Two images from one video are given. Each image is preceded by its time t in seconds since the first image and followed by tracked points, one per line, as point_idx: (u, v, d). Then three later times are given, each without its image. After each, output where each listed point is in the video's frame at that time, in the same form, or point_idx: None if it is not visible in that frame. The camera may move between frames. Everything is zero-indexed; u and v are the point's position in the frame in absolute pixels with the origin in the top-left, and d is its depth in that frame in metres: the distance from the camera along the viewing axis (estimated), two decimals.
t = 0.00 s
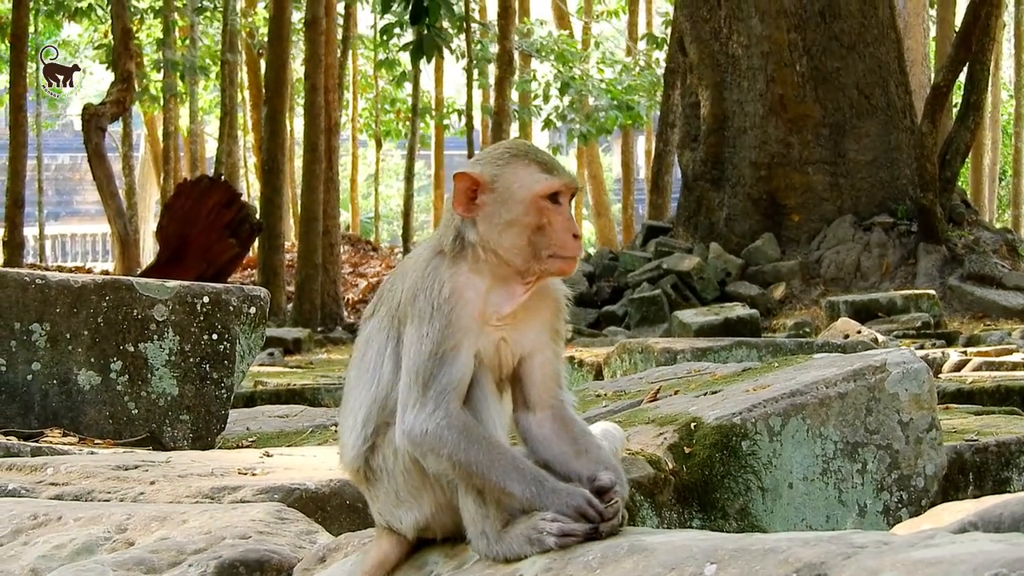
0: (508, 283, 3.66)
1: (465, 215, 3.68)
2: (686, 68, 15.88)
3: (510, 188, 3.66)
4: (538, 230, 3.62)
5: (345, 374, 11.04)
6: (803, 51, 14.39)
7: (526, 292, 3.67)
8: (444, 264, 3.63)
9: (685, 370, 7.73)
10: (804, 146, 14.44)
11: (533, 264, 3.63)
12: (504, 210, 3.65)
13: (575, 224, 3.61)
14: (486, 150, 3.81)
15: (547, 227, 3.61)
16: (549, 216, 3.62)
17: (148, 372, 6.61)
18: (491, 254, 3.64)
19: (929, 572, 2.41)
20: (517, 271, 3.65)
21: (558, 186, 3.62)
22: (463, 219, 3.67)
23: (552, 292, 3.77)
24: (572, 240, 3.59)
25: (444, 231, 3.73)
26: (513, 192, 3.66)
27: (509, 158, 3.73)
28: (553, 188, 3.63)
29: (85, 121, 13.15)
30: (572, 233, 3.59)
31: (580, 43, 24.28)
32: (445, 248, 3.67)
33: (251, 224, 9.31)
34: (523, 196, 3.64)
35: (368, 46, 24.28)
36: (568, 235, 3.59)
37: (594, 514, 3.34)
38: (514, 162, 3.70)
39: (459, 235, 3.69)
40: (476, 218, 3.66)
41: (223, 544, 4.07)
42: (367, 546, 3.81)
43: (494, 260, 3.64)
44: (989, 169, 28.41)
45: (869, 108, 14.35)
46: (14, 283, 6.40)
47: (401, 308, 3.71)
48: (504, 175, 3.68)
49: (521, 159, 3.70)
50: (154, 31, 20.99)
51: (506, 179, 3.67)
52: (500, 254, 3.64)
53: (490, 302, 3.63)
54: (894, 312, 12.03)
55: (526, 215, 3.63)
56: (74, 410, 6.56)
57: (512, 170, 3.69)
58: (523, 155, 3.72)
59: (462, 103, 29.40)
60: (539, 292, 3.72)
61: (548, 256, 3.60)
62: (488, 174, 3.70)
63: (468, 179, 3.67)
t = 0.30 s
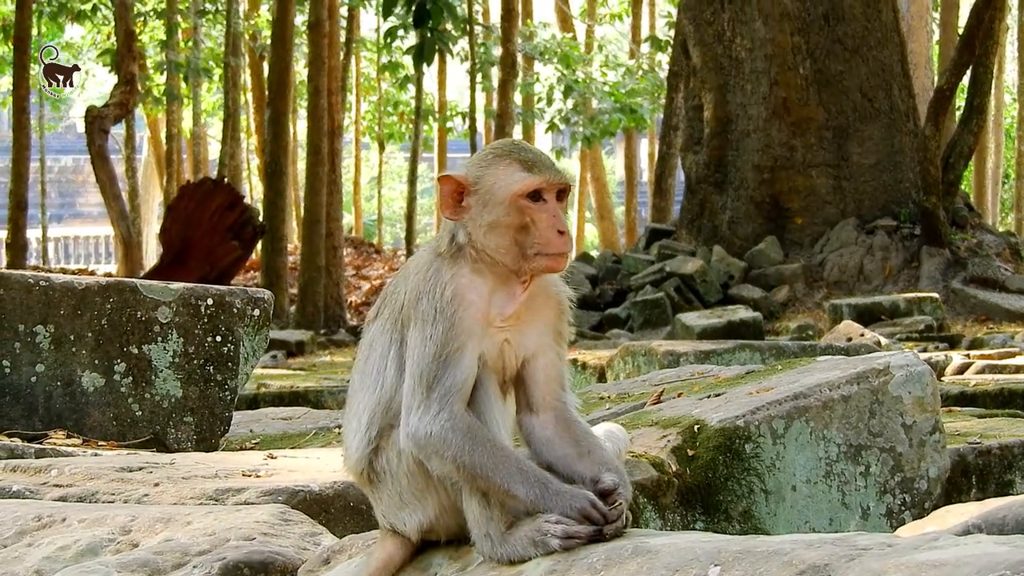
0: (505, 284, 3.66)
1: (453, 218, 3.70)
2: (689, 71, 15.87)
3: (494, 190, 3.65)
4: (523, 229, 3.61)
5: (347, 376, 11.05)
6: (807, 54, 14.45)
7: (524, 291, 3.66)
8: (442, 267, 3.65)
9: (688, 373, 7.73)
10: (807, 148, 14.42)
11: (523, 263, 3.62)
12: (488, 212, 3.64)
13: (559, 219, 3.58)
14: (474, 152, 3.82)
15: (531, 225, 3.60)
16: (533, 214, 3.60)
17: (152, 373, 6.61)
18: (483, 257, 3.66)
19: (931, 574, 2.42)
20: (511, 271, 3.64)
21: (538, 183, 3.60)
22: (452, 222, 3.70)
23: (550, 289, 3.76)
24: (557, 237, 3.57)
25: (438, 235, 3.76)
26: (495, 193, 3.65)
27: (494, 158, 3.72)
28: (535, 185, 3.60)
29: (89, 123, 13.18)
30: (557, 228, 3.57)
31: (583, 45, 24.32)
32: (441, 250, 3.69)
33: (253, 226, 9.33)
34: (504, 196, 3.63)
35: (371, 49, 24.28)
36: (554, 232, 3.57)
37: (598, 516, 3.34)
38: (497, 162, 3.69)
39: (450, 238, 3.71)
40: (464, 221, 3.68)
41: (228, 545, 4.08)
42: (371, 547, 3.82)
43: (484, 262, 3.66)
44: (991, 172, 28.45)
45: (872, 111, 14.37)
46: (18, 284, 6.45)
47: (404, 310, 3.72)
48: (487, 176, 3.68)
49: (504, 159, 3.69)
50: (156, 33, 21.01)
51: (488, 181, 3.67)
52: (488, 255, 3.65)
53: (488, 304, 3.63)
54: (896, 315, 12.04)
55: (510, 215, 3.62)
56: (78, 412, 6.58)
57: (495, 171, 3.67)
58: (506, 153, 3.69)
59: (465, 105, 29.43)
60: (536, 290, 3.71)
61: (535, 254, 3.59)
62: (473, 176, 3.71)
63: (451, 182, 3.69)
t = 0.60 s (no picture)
0: (501, 282, 3.67)
1: (446, 219, 3.71)
2: (692, 71, 15.86)
3: (485, 188, 3.66)
4: (515, 226, 3.62)
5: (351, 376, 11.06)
6: (810, 54, 14.43)
7: (520, 289, 3.68)
8: (440, 268, 3.66)
9: (691, 373, 7.73)
10: (810, 148, 14.43)
11: (516, 261, 3.62)
12: (478, 211, 3.65)
13: (550, 215, 3.58)
14: (464, 153, 3.83)
15: (523, 223, 3.60)
16: (524, 211, 3.61)
17: (155, 373, 6.62)
18: (478, 256, 3.67)
19: (934, 572, 2.42)
20: (506, 269, 3.66)
21: (529, 179, 3.61)
22: (445, 222, 3.71)
23: (547, 287, 3.76)
24: (549, 233, 3.56)
25: (434, 237, 3.77)
26: (486, 191, 3.66)
27: (482, 158, 3.73)
28: (527, 182, 3.62)
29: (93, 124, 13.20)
30: (548, 224, 3.57)
31: (586, 46, 24.32)
32: (437, 252, 3.70)
33: (256, 227, 9.34)
34: (495, 195, 3.64)
35: (375, 50, 24.31)
36: (545, 228, 3.57)
37: (601, 516, 3.34)
38: (486, 161, 3.70)
39: (444, 239, 3.73)
40: (457, 221, 3.69)
41: (231, 545, 4.08)
42: (375, 547, 3.82)
43: (478, 261, 3.67)
44: (995, 171, 28.43)
45: (876, 111, 14.34)
46: (21, 285, 6.45)
47: (405, 311, 3.72)
48: (477, 175, 3.69)
49: (493, 158, 3.69)
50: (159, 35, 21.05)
51: (479, 180, 3.68)
52: (482, 254, 3.66)
53: (486, 303, 3.64)
54: (899, 314, 12.04)
55: (501, 213, 3.63)
56: (81, 412, 6.58)
57: (485, 170, 3.69)
58: (495, 152, 3.70)
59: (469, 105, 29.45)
60: (531, 288, 3.72)
61: (528, 251, 3.59)
62: (463, 176, 3.72)
63: (443, 184, 3.71)
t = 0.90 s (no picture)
0: (503, 282, 3.67)
1: (450, 219, 3.71)
2: (693, 70, 15.85)
3: (493, 188, 3.66)
4: (522, 227, 3.62)
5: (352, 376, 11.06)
6: (811, 54, 14.45)
7: (521, 290, 3.67)
8: (439, 269, 3.65)
9: (692, 372, 7.72)
10: (811, 148, 14.43)
11: (521, 261, 3.62)
12: (486, 210, 3.65)
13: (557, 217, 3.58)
14: (471, 154, 3.83)
15: (530, 223, 3.60)
16: (531, 212, 3.61)
17: (156, 374, 6.61)
18: (481, 256, 3.66)
19: (934, 571, 2.41)
20: (509, 270, 3.65)
21: (537, 180, 3.61)
22: (449, 222, 3.71)
23: (549, 290, 3.76)
24: (556, 234, 3.56)
25: (437, 236, 3.76)
26: (494, 191, 3.66)
27: (490, 158, 3.73)
28: (535, 184, 3.62)
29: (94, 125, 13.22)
30: (555, 226, 3.57)
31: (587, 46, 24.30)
32: (439, 253, 3.70)
33: (258, 228, 9.35)
34: (503, 194, 3.64)
35: (375, 50, 24.32)
36: (552, 229, 3.57)
37: (601, 515, 3.34)
38: (494, 162, 3.71)
39: (448, 239, 3.72)
40: (462, 221, 3.68)
41: (231, 545, 4.08)
42: (375, 546, 3.82)
43: (483, 261, 3.66)
44: (996, 169, 28.43)
45: (877, 110, 14.34)
46: (21, 285, 6.47)
47: (403, 312, 3.72)
48: (484, 175, 3.69)
49: (502, 159, 3.70)
50: (159, 35, 21.05)
51: (487, 180, 3.68)
52: (487, 254, 3.65)
53: (486, 303, 3.64)
54: (901, 314, 12.03)
55: (509, 213, 3.63)
56: (81, 413, 6.59)
57: (492, 170, 3.69)
58: (504, 154, 3.71)
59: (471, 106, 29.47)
60: (534, 288, 3.71)
61: (535, 252, 3.59)
62: (470, 176, 3.71)
63: (448, 183, 3.70)
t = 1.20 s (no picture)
0: (507, 279, 3.65)
1: (458, 213, 3.66)
2: (695, 68, 15.85)
3: (505, 183, 3.63)
4: (534, 224, 3.60)
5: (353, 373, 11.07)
6: (812, 50, 14.38)
7: (526, 287, 3.66)
8: (442, 265, 3.63)
9: (692, 369, 7.72)
10: (812, 145, 14.43)
11: (530, 258, 3.61)
12: (498, 206, 3.62)
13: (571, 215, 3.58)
14: (478, 147, 3.78)
15: (542, 221, 3.59)
16: (544, 209, 3.60)
17: (155, 370, 6.61)
18: (488, 252, 3.63)
19: (933, 568, 2.41)
20: (515, 266, 3.63)
21: (550, 178, 3.60)
22: (457, 216, 3.66)
23: (550, 287, 3.75)
24: (567, 233, 3.57)
25: (440, 231, 3.72)
26: (507, 187, 3.63)
27: (501, 154, 3.70)
28: (548, 181, 3.60)
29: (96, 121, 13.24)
30: (567, 225, 3.57)
31: (588, 43, 24.29)
32: (442, 249, 3.67)
33: (258, 225, 9.39)
34: (516, 190, 3.61)
35: (375, 47, 24.33)
36: (564, 228, 3.57)
37: (600, 511, 3.34)
38: (506, 157, 3.67)
39: (455, 233, 3.67)
40: (472, 216, 3.64)
41: (230, 541, 4.08)
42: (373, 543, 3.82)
43: (491, 256, 3.63)
44: (998, 167, 28.42)
45: (877, 107, 14.26)
46: (21, 282, 6.43)
47: (404, 307, 3.71)
48: (496, 171, 3.65)
49: (514, 155, 3.67)
50: (160, 31, 21.06)
51: (498, 175, 3.64)
52: (496, 250, 3.62)
53: (488, 300, 3.63)
54: (902, 311, 12.04)
55: (521, 210, 3.61)
56: (81, 409, 6.58)
57: (504, 165, 3.65)
58: (515, 150, 3.68)
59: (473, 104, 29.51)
60: (538, 285, 3.70)
61: (545, 250, 3.58)
62: (480, 171, 3.67)
63: (459, 177, 3.63)
